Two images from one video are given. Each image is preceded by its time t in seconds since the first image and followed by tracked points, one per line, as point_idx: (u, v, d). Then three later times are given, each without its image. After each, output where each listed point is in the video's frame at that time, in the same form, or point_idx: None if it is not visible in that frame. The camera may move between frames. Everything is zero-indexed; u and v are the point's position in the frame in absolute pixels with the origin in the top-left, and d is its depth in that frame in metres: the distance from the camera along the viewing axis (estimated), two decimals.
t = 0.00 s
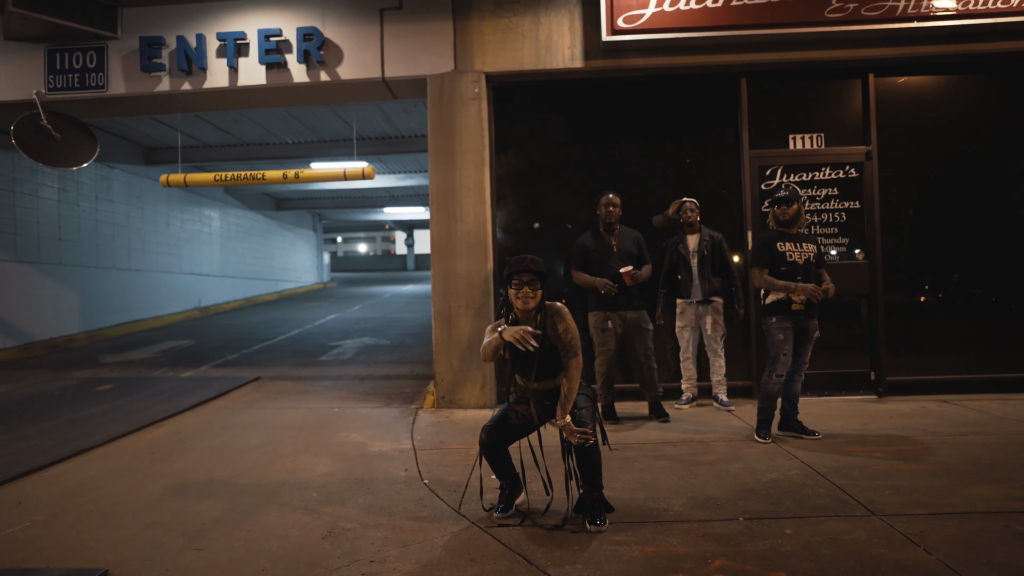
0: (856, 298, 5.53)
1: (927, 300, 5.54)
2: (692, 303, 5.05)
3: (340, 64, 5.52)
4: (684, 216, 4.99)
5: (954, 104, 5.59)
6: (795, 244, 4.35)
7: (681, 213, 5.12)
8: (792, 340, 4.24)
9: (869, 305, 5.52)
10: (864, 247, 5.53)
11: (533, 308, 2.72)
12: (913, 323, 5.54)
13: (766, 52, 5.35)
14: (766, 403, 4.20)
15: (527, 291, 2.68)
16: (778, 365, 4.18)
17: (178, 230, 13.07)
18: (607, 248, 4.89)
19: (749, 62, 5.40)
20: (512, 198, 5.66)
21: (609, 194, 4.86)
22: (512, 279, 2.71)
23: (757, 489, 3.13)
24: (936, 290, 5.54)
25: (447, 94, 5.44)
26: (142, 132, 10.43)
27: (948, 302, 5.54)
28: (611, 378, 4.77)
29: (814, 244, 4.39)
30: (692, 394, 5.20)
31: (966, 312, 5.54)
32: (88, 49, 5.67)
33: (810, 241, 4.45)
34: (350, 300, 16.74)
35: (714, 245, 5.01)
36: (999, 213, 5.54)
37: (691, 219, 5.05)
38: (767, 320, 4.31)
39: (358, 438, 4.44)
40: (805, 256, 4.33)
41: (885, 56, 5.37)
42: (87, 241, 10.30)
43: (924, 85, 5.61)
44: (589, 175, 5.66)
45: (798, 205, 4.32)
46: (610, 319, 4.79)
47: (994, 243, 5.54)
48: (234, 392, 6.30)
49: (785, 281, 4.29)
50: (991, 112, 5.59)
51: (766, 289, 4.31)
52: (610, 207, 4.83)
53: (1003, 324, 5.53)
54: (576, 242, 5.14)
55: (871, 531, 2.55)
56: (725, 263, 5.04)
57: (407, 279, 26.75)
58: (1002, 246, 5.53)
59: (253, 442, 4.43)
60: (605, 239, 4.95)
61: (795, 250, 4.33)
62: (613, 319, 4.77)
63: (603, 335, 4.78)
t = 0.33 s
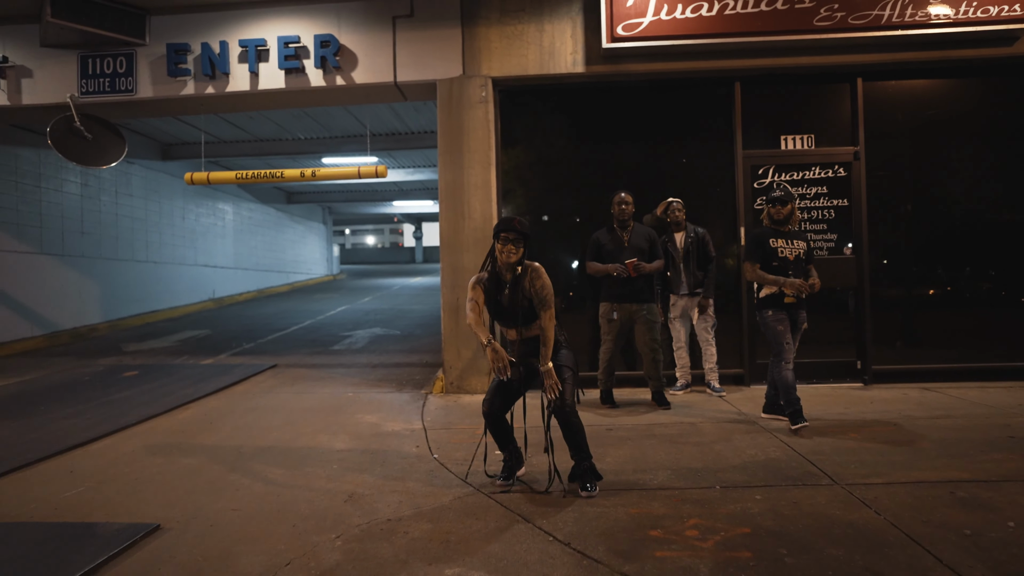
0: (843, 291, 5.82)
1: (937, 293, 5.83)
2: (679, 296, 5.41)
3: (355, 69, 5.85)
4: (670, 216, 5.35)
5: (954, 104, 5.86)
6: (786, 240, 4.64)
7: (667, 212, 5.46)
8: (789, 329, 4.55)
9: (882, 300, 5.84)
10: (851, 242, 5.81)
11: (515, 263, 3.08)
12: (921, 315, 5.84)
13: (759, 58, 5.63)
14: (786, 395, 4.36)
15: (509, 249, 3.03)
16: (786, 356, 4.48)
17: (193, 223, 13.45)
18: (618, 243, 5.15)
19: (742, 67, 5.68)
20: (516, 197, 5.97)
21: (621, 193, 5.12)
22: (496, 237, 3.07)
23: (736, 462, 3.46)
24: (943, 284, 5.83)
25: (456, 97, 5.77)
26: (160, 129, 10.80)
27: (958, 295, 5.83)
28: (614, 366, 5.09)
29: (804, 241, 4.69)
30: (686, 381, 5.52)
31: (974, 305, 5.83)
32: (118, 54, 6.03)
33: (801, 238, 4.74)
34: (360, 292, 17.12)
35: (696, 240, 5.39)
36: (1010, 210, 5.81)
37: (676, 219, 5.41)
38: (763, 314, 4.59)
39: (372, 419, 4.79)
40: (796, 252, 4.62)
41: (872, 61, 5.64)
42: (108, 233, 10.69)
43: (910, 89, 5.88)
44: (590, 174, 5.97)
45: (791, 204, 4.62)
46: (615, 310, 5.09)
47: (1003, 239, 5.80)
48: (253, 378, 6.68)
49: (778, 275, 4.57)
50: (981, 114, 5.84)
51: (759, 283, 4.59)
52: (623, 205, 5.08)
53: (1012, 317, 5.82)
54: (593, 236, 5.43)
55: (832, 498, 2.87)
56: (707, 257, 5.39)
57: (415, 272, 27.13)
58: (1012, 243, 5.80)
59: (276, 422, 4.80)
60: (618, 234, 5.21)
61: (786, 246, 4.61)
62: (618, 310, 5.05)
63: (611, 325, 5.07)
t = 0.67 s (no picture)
0: (831, 287, 6.12)
1: (945, 289, 6.12)
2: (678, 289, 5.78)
3: (370, 73, 6.19)
4: (677, 211, 5.72)
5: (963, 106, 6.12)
6: (776, 237, 4.84)
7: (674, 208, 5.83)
8: (784, 322, 4.76)
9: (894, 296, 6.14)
10: (839, 240, 6.10)
11: (511, 231, 3.54)
12: (923, 309, 6.15)
13: (752, 64, 5.92)
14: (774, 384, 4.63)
15: (506, 218, 3.49)
16: (780, 349, 4.73)
17: (210, 217, 13.88)
18: (637, 238, 5.40)
19: (737, 73, 5.98)
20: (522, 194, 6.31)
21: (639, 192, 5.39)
22: (495, 208, 3.54)
23: (718, 441, 3.82)
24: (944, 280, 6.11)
25: (465, 101, 6.11)
26: (180, 126, 11.20)
27: (967, 292, 6.12)
28: (616, 353, 5.42)
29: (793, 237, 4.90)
30: (680, 369, 5.85)
31: (981, 301, 6.12)
32: (147, 59, 6.40)
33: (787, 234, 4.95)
34: (371, 284, 17.54)
35: (698, 239, 5.74)
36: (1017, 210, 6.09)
37: (681, 215, 5.77)
38: (761, 309, 4.78)
39: (386, 402, 5.17)
40: (787, 247, 4.82)
41: (861, 68, 5.92)
42: (130, 227, 11.12)
43: (899, 94, 6.15)
44: (591, 173, 6.29)
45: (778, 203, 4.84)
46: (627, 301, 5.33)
47: (1011, 238, 6.09)
48: (272, 365, 7.08)
49: (772, 271, 4.76)
50: (980, 118, 6.12)
51: (756, 280, 4.76)
52: (640, 203, 5.33)
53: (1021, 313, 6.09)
54: (612, 230, 5.69)
55: (798, 470, 3.23)
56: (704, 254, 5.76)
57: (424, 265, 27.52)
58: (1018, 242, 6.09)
59: (297, 403, 5.19)
60: (637, 230, 5.45)
61: (778, 243, 4.82)
62: (631, 301, 5.29)
63: (622, 314, 5.33)
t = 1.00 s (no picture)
0: (820, 285, 6.46)
1: (950, 290, 6.44)
2: (683, 286, 6.12)
3: (385, 80, 6.57)
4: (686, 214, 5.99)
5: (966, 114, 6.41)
6: (763, 238, 5.19)
7: (682, 211, 6.09)
8: (770, 320, 5.12)
9: (899, 295, 6.49)
10: (828, 241, 6.44)
11: (517, 221, 3.95)
12: (928, 308, 6.48)
13: (747, 74, 6.23)
14: (757, 374, 4.98)
15: (515, 209, 3.90)
16: (763, 343, 5.09)
17: (226, 213, 14.32)
18: (646, 238, 5.74)
19: (732, 82, 6.32)
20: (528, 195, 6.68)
21: (648, 194, 5.69)
22: (502, 201, 3.91)
23: (703, 424, 4.20)
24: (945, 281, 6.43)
25: (474, 107, 6.49)
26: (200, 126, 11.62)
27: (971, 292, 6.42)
28: (624, 346, 5.68)
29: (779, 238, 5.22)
30: (674, 361, 6.23)
31: (986, 301, 6.41)
32: (176, 66, 6.80)
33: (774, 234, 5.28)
34: (382, 279, 17.98)
35: (701, 244, 6.08)
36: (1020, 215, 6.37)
37: (689, 217, 6.05)
38: (750, 306, 5.15)
39: (399, 388, 5.58)
40: (773, 247, 5.16)
41: (850, 78, 6.23)
42: (152, 223, 11.57)
43: (888, 102, 6.46)
44: (593, 176, 6.66)
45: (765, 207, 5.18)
46: (637, 295, 5.63)
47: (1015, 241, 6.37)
48: (291, 354, 7.50)
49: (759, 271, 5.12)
50: (979, 125, 6.40)
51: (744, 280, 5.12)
52: (649, 205, 5.63)
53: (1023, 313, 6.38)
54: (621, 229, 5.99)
55: (770, 448, 3.60)
56: (706, 258, 6.06)
57: (432, 261, 27.96)
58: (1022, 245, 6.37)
59: (318, 388, 5.60)
60: (645, 230, 5.78)
61: (764, 243, 5.17)
62: (641, 294, 5.61)
63: (632, 309, 5.62)
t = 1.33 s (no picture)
0: (808, 285, 6.81)
1: (949, 288, 6.76)
2: (679, 286, 6.46)
3: (396, 89, 6.92)
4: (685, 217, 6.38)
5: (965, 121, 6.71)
6: (752, 243, 5.54)
7: (680, 213, 6.48)
8: (756, 319, 5.46)
9: (898, 292, 6.82)
10: (815, 244, 6.77)
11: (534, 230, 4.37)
12: (927, 305, 6.81)
13: (740, 85, 6.55)
14: (743, 369, 5.32)
15: (535, 217, 4.32)
16: (748, 340, 5.45)
17: (237, 211, 14.69)
18: (647, 241, 6.05)
19: (725, 92, 6.64)
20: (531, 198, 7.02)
21: (646, 200, 6.04)
22: (521, 211, 4.31)
23: (692, 415, 4.55)
24: (938, 280, 6.77)
25: (481, 115, 6.83)
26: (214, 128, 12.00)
27: (967, 292, 6.74)
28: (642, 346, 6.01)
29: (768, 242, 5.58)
30: (668, 357, 6.59)
31: (985, 300, 6.73)
32: (197, 74, 7.15)
33: (763, 239, 5.63)
34: (388, 277, 18.34)
35: (700, 246, 6.34)
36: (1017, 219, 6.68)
37: (688, 220, 6.44)
38: (736, 307, 5.49)
39: (409, 381, 5.94)
40: (761, 251, 5.52)
41: (838, 89, 6.54)
42: (167, 222, 11.94)
43: (874, 111, 6.77)
44: (593, 180, 6.99)
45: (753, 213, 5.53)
46: (643, 292, 5.93)
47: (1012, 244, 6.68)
48: (304, 350, 7.87)
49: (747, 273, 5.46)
50: (976, 133, 6.71)
51: (732, 281, 5.45)
52: (647, 211, 5.99)
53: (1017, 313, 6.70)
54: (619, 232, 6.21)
55: (751, 437, 3.96)
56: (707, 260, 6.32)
57: (437, 259, 28.33)
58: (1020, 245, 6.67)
59: (333, 381, 5.96)
60: (645, 233, 6.10)
61: (752, 248, 5.52)
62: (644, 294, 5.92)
63: (637, 305, 5.92)
